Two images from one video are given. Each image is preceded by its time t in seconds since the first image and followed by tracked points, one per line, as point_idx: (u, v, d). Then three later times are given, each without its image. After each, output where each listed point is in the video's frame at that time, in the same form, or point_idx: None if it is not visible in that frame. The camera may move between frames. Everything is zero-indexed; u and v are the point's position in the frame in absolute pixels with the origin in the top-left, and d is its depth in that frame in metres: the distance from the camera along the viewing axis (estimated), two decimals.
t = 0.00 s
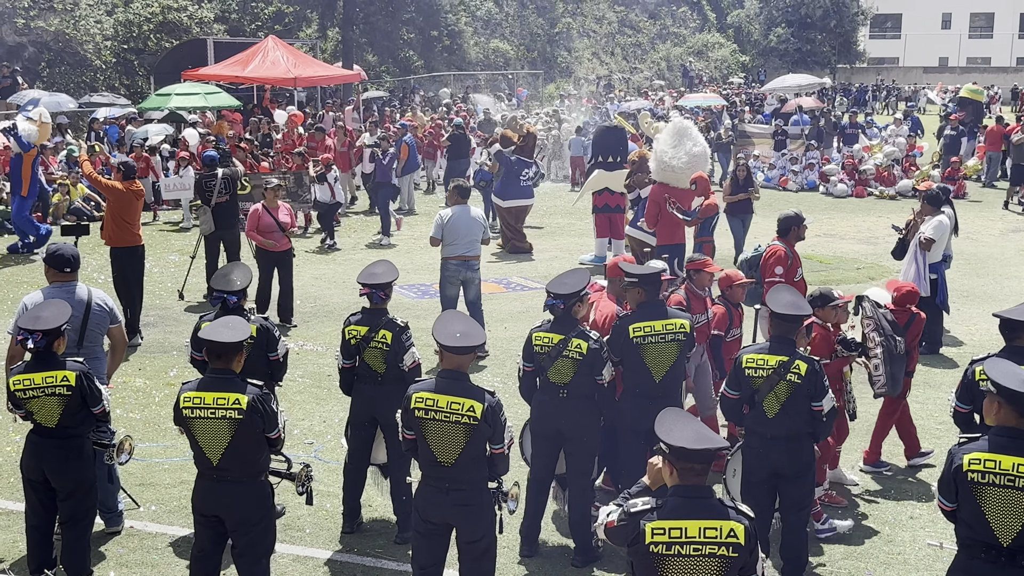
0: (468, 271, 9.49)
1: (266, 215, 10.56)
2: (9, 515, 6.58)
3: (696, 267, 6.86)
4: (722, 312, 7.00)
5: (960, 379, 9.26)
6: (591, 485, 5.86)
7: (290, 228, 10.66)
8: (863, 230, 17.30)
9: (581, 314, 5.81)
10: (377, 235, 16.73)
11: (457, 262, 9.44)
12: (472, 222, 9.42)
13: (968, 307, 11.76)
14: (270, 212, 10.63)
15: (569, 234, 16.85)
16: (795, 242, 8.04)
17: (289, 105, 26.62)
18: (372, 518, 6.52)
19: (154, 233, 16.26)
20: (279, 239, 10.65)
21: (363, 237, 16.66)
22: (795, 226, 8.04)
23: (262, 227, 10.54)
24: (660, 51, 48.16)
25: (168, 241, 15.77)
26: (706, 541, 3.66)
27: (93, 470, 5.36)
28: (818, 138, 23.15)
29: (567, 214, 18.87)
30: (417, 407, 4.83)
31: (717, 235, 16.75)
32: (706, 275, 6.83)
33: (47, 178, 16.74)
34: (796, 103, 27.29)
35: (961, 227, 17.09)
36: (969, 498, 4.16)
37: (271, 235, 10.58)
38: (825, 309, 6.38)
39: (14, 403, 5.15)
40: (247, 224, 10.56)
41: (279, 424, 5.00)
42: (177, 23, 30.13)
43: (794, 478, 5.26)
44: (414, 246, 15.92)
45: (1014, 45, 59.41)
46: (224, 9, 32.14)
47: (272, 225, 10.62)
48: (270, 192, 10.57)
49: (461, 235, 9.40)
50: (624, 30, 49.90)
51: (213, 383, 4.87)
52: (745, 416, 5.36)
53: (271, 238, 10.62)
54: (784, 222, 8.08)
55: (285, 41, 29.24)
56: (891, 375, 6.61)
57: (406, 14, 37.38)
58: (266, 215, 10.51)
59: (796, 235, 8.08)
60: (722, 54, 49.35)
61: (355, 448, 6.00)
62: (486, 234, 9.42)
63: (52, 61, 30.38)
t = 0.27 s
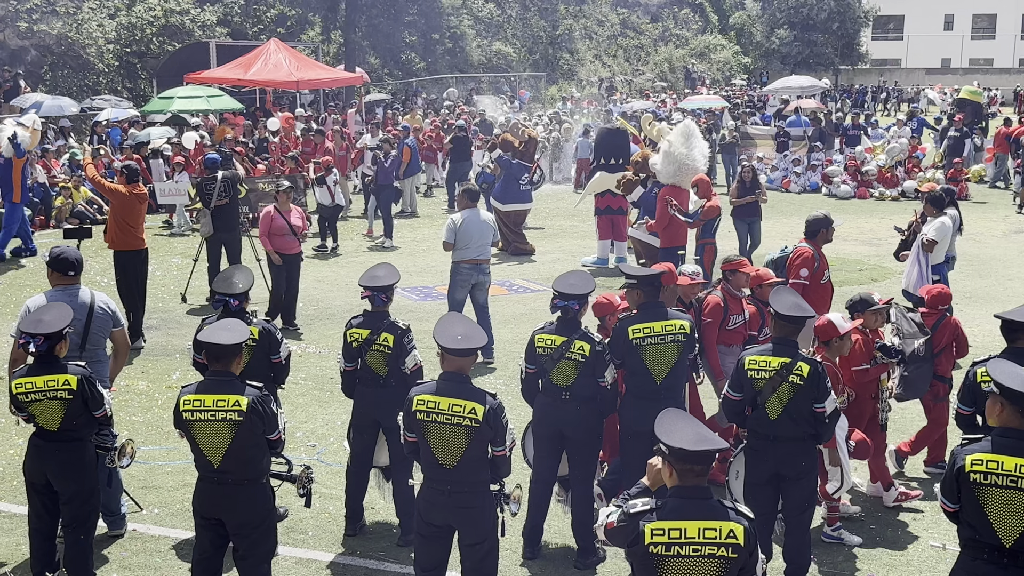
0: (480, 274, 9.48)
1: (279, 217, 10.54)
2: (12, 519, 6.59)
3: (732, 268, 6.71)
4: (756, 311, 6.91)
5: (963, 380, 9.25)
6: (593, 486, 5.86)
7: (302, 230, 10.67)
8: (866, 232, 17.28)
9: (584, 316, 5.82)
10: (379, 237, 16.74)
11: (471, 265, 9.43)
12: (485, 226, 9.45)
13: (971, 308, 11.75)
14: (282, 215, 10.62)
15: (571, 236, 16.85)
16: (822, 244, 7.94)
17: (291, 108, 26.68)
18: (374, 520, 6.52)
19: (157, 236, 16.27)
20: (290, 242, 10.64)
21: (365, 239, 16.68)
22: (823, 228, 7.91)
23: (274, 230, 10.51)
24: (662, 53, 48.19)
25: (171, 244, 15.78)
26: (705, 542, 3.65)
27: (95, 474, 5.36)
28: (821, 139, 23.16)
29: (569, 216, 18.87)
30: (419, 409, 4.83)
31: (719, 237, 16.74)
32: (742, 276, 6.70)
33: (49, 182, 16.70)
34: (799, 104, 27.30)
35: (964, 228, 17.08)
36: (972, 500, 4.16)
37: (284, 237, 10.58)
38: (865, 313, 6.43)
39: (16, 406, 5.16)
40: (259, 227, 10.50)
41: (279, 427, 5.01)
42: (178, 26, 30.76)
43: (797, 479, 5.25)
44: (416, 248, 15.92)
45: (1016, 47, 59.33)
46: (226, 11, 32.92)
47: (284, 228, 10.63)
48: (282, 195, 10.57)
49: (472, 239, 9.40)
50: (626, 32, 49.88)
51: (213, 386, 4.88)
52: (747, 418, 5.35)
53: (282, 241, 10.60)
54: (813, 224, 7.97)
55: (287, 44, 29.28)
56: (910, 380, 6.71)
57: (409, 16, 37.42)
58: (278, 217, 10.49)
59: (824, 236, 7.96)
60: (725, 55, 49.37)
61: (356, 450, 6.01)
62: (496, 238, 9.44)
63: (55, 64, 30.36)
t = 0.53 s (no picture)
0: (494, 276, 9.47)
1: (287, 222, 10.46)
2: (15, 522, 6.59)
3: (765, 270, 7.02)
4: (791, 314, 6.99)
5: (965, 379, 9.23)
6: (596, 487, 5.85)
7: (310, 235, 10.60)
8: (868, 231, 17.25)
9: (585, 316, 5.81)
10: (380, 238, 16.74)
11: (485, 267, 9.41)
12: (496, 228, 9.46)
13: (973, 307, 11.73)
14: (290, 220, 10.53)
15: (573, 236, 16.84)
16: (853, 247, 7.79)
17: (292, 110, 26.70)
18: (377, 521, 6.52)
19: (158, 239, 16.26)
20: (299, 247, 10.56)
21: (367, 241, 16.66)
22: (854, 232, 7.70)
23: (284, 235, 10.43)
24: (663, 52, 48.13)
25: (172, 247, 15.78)
26: (705, 541, 3.64)
27: (97, 476, 5.36)
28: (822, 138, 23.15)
29: (570, 216, 18.85)
30: (420, 410, 4.83)
31: (721, 236, 16.73)
32: (776, 278, 6.97)
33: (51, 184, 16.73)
34: (799, 103, 27.27)
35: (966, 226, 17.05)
36: (973, 498, 4.16)
37: (292, 242, 10.50)
38: (903, 313, 6.52)
39: (18, 409, 5.16)
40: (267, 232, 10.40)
41: (281, 429, 5.01)
42: (180, 29, 31.50)
43: (800, 478, 5.24)
44: (417, 249, 15.91)
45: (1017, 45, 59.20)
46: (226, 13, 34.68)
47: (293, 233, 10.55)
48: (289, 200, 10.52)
49: (485, 239, 9.39)
50: (627, 31, 49.78)
51: (214, 388, 4.87)
52: (749, 417, 5.35)
53: (291, 246, 10.52)
54: (845, 229, 7.75)
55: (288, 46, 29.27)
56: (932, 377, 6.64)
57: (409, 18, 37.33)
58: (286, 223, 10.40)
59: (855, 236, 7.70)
60: (725, 55, 49.29)
61: (359, 451, 6.02)
62: (507, 239, 9.47)
63: (56, 68, 30.39)
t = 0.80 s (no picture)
0: (497, 275, 9.46)
1: (291, 226, 10.35)
2: (17, 525, 6.59)
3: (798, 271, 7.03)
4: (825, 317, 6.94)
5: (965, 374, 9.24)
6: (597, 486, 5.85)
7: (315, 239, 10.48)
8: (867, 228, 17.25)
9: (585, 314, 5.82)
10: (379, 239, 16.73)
11: (487, 267, 9.40)
12: (498, 228, 9.46)
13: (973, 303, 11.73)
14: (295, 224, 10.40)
15: (572, 235, 16.84)
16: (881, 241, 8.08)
17: (291, 111, 26.71)
18: (378, 522, 6.52)
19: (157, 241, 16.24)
20: (304, 251, 10.42)
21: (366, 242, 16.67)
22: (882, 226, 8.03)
23: (288, 240, 10.31)
24: (661, 51, 48.12)
25: (172, 249, 15.79)
26: (710, 539, 3.64)
27: (98, 479, 5.36)
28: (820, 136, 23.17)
29: (570, 215, 18.87)
30: (422, 411, 4.83)
31: (720, 235, 16.74)
32: (810, 278, 7.10)
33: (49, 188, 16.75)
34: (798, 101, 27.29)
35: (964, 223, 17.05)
36: (975, 496, 4.15)
37: (297, 246, 10.38)
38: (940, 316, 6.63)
39: (18, 412, 5.16)
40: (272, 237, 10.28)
41: (284, 430, 5.02)
42: (178, 30, 32.84)
43: (801, 476, 5.24)
44: (417, 250, 15.92)
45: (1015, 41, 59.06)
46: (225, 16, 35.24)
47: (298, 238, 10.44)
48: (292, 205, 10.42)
49: (487, 239, 9.39)
50: (625, 31, 49.88)
51: (215, 390, 4.87)
52: (750, 416, 5.35)
53: (296, 250, 10.40)
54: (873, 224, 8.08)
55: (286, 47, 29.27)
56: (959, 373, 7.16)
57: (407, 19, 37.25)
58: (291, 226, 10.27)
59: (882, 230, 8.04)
60: (724, 53, 49.28)
61: (359, 452, 6.02)
62: (511, 239, 9.46)
63: (54, 71, 29.96)
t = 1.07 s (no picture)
0: (491, 276, 9.47)
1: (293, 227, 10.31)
2: (16, 528, 6.60)
3: (832, 270, 6.68)
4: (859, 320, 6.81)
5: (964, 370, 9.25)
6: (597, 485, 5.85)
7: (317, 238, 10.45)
8: (865, 225, 17.27)
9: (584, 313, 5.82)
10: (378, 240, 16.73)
11: (481, 268, 9.42)
12: (493, 227, 9.45)
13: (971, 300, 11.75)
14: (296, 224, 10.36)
15: (571, 235, 16.85)
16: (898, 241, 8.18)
17: (288, 112, 26.73)
18: (379, 523, 6.52)
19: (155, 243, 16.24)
20: (308, 251, 10.38)
21: (364, 242, 16.68)
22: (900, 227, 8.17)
23: (291, 241, 10.28)
24: (658, 50, 48.17)
25: (171, 251, 15.79)
26: (712, 535, 3.64)
27: (98, 481, 5.36)
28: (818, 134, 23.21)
29: (568, 215, 18.88)
30: (422, 411, 4.83)
31: (719, 233, 16.75)
32: (844, 277, 6.65)
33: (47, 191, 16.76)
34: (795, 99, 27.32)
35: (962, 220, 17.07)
36: (975, 492, 4.16)
37: (301, 247, 10.33)
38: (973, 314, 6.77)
39: (17, 415, 5.17)
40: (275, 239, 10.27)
41: (284, 431, 5.03)
42: (174, 32, 33.17)
43: (801, 474, 5.24)
44: (415, 250, 15.93)
45: (1012, 38, 58.94)
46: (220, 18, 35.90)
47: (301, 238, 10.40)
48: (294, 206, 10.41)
49: (481, 240, 9.38)
50: (622, 30, 49.94)
51: (216, 392, 4.88)
52: (749, 414, 5.36)
53: (300, 251, 10.34)
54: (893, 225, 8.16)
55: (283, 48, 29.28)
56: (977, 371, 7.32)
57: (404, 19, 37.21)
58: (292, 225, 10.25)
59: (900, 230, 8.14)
60: (721, 51, 49.35)
61: (359, 452, 6.02)
62: (506, 239, 9.45)
63: (51, 74, 29.86)
